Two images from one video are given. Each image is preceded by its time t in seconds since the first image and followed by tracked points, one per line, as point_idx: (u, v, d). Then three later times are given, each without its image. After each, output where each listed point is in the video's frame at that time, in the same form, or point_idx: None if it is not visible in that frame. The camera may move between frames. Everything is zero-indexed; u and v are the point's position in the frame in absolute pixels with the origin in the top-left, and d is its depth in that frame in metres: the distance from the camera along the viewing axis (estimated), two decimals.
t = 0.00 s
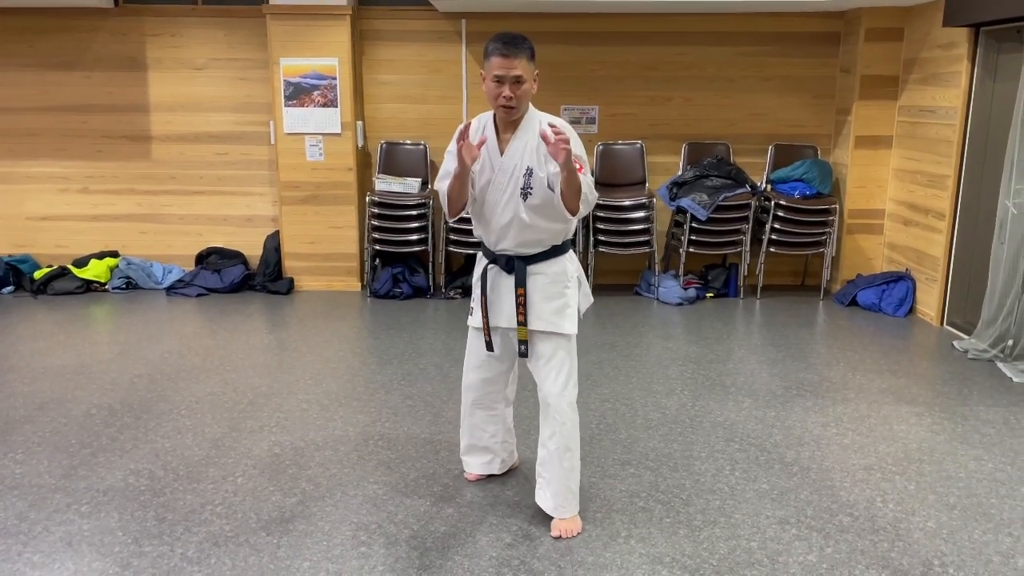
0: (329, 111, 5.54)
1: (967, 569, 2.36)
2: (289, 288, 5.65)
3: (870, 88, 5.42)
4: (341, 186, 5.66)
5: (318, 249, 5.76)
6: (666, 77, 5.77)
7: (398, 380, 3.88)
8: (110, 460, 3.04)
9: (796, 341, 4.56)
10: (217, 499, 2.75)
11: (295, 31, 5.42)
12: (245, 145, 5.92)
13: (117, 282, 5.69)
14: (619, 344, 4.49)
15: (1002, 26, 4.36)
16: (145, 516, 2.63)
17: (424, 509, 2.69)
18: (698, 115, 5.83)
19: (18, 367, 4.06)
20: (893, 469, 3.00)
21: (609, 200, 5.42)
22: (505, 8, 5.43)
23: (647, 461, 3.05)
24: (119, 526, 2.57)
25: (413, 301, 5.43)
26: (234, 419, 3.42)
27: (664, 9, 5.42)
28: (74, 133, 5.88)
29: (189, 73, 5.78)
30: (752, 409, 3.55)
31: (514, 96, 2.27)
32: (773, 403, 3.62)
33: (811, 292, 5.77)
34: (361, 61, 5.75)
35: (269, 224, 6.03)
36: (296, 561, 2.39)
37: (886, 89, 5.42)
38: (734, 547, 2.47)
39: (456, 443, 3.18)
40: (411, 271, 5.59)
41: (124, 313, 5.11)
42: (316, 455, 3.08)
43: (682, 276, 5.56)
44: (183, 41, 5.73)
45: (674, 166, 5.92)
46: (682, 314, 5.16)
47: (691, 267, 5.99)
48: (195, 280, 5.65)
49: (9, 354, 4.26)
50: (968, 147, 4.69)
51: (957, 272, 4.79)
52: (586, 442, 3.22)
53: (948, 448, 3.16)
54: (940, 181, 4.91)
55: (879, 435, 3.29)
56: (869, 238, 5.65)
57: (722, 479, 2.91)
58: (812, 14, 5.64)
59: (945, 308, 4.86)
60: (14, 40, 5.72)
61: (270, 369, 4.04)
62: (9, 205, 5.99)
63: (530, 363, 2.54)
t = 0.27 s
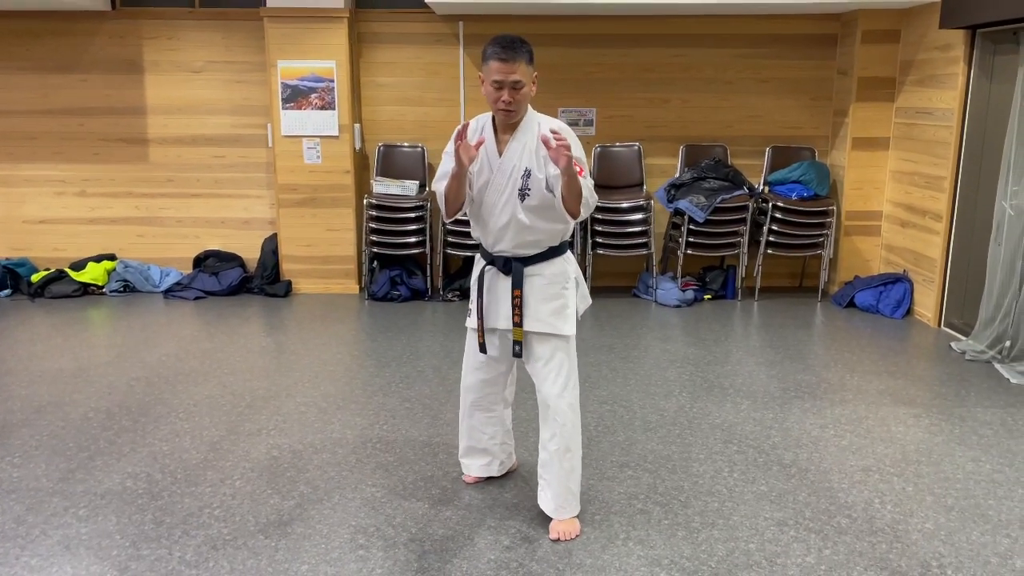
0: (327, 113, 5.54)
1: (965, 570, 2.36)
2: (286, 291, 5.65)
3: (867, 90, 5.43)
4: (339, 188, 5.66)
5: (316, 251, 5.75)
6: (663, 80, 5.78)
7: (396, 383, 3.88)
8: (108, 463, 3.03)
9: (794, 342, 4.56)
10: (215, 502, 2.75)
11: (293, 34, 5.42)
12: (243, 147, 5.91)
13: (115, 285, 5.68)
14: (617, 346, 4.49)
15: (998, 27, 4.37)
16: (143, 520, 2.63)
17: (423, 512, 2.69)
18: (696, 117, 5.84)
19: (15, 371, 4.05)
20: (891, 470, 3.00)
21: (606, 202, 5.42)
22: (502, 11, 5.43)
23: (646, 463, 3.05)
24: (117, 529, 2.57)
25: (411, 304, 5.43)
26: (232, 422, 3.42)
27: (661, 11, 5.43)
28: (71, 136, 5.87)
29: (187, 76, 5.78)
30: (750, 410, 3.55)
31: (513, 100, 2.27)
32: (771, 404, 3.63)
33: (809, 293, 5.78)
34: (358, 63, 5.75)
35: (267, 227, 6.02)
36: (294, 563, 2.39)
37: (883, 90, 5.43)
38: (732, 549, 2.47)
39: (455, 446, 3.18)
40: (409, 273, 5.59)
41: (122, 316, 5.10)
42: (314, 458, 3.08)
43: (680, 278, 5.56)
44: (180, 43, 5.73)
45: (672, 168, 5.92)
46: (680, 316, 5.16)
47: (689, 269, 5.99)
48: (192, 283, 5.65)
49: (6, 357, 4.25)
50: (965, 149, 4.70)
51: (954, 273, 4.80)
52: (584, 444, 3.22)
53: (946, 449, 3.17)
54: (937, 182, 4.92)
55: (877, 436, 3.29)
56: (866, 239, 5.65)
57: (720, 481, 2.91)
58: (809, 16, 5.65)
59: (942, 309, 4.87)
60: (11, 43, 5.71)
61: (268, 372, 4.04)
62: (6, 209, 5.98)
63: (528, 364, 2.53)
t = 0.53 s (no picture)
0: (325, 116, 5.54)
1: (964, 571, 2.36)
2: (285, 293, 5.65)
3: (865, 91, 5.44)
4: (337, 191, 5.66)
5: (314, 253, 5.75)
6: (661, 81, 5.79)
7: (395, 384, 3.88)
8: (107, 466, 3.03)
9: (793, 344, 4.56)
10: (214, 504, 2.74)
11: (291, 36, 5.43)
12: (241, 150, 5.91)
13: (113, 287, 5.68)
14: (615, 347, 4.49)
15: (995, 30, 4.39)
16: (142, 522, 2.63)
17: (421, 514, 2.69)
18: (694, 119, 5.84)
19: (13, 373, 4.05)
20: (889, 471, 3.00)
21: (605, 204, 5.43)
22: (500, 13, 5.44)
23: (644, 464, 3.05)
24: (116, 532, 2.57)
25: (410, 306, 5.42)
26: (231, 424, 3.41)
27: (659, 13, 5.43)
28: (69, 138, 5.87)
29: (185, 78, 5.78)
30: (749, 412, 3.56)
31: (512, 97, 2.28)
32: (770, 406, 3.63)
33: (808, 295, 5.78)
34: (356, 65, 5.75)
35: (265, 229, 6.02)
36: (293, 565, 2.39)
37: (881, 92, 5.44)
38: (731, 550, 2.47)
39: (453, 447, 3.18)
40: (408, 275, 5.59)
41: (120, 318, 5.10)
42: (313, 460, 3.08)
43: (678, 280, 5.57)
44: (179, 46, 5.73)
45: (670, 169, 5.93)
46: (679, 317, 5.16)
47: (688, 270, 6.00)
48: (191, 285, 5.65)
49: (4, 360, 4.25)
50: (962, 150, 4.71)
51: (953, 274, 4.80)
52: (583, 445, 3.22)
53: (944, 450, 3.17)
54: (935, 183, 4.93)
55: (876, 438, 3.29)
56: (864, 240, 5.66)
57: (719, 482, 2.91)
58: (807, 18, 5.66)
59: (940, 310, 4.87)
60: (10, 45, 5.71)
61: (266, 374, 4.04)
62: (4, 211, 5.98)
63: (527, 365, 2.53)
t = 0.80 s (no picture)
0: (325, 117, 5.54)
1: (963, 571, 2.37)
2: (285, 294, 5.65)
3: (864, 92, 5.45)
4: (337, 192, 5.66)
5: (314, 254, 5.76)
6: (661, 82, 5.79)
7: (395, 385, 3.88)
8: (107, 467, 3.03)
9: (792, 345, 4.57)
10: (214, 505, 2.75)
11: (291, 37, 5.43)
12: (241, 151, 5.92)
13: (113, 288, 5.68)
14: (615, 348, 4.50)
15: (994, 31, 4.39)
16: (142, 522, 2.63)
17: (421, 514, 2.69)
18: (693, 120, 5.85)
19: (13, 374, 4.05)
20: (889, 472, 3.00)
21: (604, 205, 5.43)
22: (500, 14, 5.44)
23: (644, 465, 3.05)
24: (116, 532, 2.57)
25: (409, 307, 5.42)
26: (231, 425, 3.42)
27: (658, 14, 5.44)
28: (68, 139, 5.87)
29: (185, 79, 5.79)
30: (748, 413, 3.56)
31: (512, 98, 2.29)
32: (770, 406, 3.63)
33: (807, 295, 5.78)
34: (356, 67, 5.75)
35: (265, 230, 6.02)
36: (293, 566, 2.40)
37: (880, 93, 5.45)
38: (731, 551, 2.47)
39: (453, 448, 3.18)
40: (407, 276, 5.59)
41: (120, 319, 5.10)
42: (313, 461, 3.08)
43: (677, 281, 5.57)
44: (178, 47, 5.73)
45: (670, 170, 5.93)
46: (678, 318, 5.16)
47: (687, 271, 6.00)
48: (190, 287, 5.65)
49: (4, 361, 4.25)
50: (961, 151, 4.71)
51: (952, 275, 4.81)
52: (583, 446, 3.22)
53: (944, 451, 3.18)
54: (934, 184, 4.94)
55: (875, 438, 3.30)
56: (864, 241, 5.66)
57: (719, 483, 2.91)
58: (806, 19, 5.67)
59: (939, 311, 4.88)
60: (9, 47, 5.72)
61: (266, 375, 4.04)
62: (4, 212, 5.98)
63: (525, 366, 2.54)
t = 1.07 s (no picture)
0: (325, 117, 5.54)
1: (963, 571, 2.37)
2: (285, 294, 5.66)
3: (865, 92, 5.45)
4: (338, 192, 5.66)
5: (315, 255, 5.76)
6: (661, 83, 5.80)
7: (395, 385, 3.89)
8: (108, 467, 3.03)
9: (792, 345, 4.57)
10: (215, 505, 2.75)
11: (292, 38, 5.44)
12: (241, 151, 5.92)
13: (114, 288, 5.68)
14: (615, 348, 4.50)
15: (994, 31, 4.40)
16: (142, 523, 2.63)
17: (422, 514, 2.69)
18: (693, 120, 5.85)
19: (14, 374, 4.06)
20: (889, 472, 3.00)
21: (604, 205, 5.42)
22: (500, 15, 5.45)
23: (644, 465, 3.05)
24: (117, 532, 2.57)
25: (410, 307, 5.43)
26: (232, 425, 3.42)
27: (658, 15, 5.44)
28: (69, 140, 5.88)
29: (185, 80, 5.79)
30: (749, 413, 3.56)
31: (509, 99, 2.29)
32: (770, 406, 3.64)
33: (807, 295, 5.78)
34: (357, 67, 5.76)
35: (265, 230, 6.03)
36: (294, 566, 2.40)
37: (880, 93, 5.45)
38: (731, 551, 2.48)
39: (454, 448, 3.18)
40: (408, 276, 5.59)
41: (121, 320, 5.11)
42: (314, 461, 3.08)
43: (678, 281, 5.57)
44: (179, 47, 5.74)
45: (670, 171, 5.93)
46: (678, 318, 5.17)
47: (687, 272, 6.00)
48: (191, 287, 5.66)
49: (4, 362, 4.25)
50: (962, 151, 4.71)
51: (952, 275, 4.81)
52: (583, 446, 3.22)
53: (944, 451, 3.18)
54: (934, 184, 4.94)
55: (875, 438, 3.30)
56: (864, 241, 5.66)
57: (719, 483, 2.91)
58: (806, 19, 5.67)
59: (940, 311, 4.87)
60: (10, 48, 5.72)
61: (267, 375, 4.04)
62: (5, 213, 5.98)
63: (524, 364, 2.55)
